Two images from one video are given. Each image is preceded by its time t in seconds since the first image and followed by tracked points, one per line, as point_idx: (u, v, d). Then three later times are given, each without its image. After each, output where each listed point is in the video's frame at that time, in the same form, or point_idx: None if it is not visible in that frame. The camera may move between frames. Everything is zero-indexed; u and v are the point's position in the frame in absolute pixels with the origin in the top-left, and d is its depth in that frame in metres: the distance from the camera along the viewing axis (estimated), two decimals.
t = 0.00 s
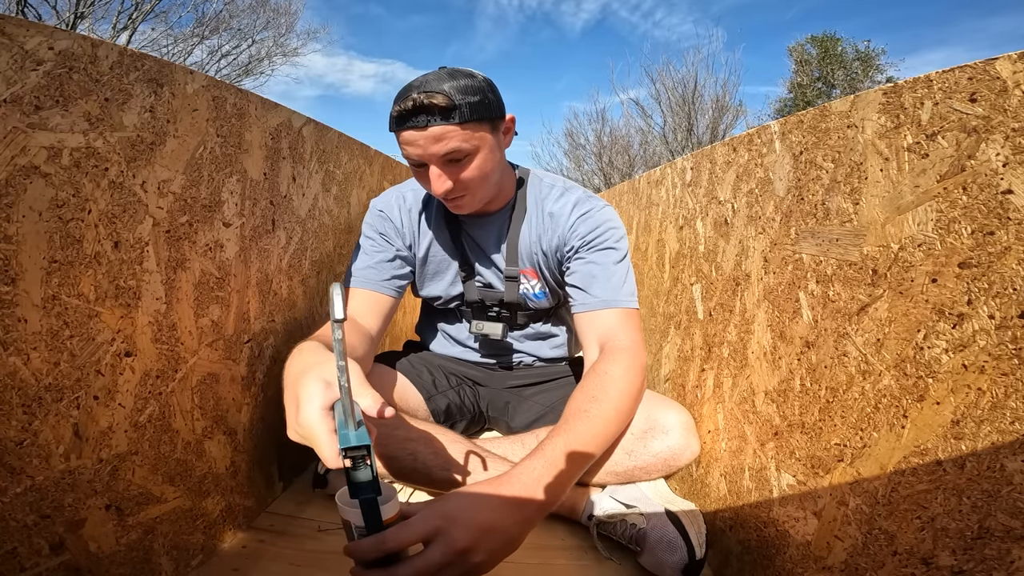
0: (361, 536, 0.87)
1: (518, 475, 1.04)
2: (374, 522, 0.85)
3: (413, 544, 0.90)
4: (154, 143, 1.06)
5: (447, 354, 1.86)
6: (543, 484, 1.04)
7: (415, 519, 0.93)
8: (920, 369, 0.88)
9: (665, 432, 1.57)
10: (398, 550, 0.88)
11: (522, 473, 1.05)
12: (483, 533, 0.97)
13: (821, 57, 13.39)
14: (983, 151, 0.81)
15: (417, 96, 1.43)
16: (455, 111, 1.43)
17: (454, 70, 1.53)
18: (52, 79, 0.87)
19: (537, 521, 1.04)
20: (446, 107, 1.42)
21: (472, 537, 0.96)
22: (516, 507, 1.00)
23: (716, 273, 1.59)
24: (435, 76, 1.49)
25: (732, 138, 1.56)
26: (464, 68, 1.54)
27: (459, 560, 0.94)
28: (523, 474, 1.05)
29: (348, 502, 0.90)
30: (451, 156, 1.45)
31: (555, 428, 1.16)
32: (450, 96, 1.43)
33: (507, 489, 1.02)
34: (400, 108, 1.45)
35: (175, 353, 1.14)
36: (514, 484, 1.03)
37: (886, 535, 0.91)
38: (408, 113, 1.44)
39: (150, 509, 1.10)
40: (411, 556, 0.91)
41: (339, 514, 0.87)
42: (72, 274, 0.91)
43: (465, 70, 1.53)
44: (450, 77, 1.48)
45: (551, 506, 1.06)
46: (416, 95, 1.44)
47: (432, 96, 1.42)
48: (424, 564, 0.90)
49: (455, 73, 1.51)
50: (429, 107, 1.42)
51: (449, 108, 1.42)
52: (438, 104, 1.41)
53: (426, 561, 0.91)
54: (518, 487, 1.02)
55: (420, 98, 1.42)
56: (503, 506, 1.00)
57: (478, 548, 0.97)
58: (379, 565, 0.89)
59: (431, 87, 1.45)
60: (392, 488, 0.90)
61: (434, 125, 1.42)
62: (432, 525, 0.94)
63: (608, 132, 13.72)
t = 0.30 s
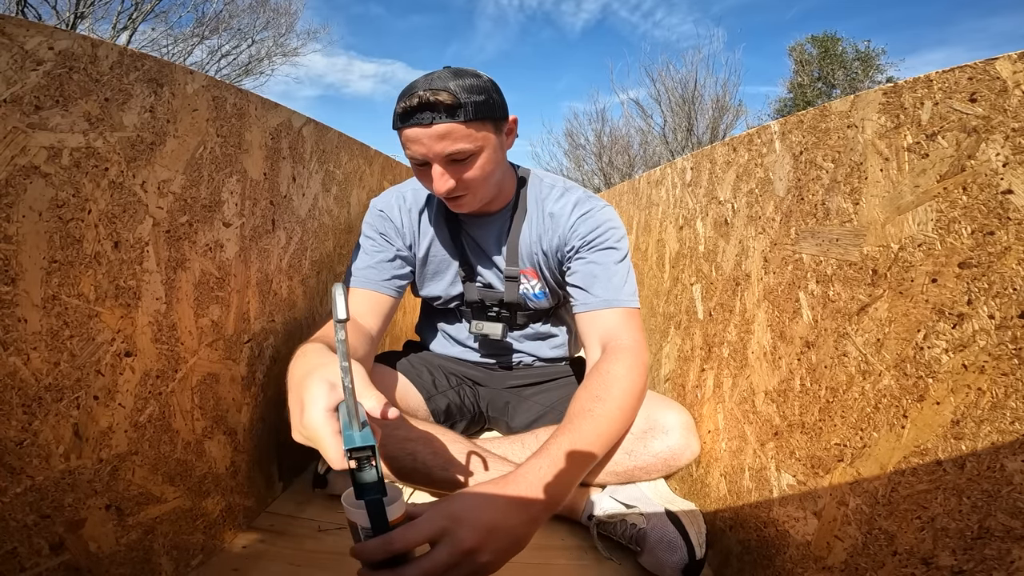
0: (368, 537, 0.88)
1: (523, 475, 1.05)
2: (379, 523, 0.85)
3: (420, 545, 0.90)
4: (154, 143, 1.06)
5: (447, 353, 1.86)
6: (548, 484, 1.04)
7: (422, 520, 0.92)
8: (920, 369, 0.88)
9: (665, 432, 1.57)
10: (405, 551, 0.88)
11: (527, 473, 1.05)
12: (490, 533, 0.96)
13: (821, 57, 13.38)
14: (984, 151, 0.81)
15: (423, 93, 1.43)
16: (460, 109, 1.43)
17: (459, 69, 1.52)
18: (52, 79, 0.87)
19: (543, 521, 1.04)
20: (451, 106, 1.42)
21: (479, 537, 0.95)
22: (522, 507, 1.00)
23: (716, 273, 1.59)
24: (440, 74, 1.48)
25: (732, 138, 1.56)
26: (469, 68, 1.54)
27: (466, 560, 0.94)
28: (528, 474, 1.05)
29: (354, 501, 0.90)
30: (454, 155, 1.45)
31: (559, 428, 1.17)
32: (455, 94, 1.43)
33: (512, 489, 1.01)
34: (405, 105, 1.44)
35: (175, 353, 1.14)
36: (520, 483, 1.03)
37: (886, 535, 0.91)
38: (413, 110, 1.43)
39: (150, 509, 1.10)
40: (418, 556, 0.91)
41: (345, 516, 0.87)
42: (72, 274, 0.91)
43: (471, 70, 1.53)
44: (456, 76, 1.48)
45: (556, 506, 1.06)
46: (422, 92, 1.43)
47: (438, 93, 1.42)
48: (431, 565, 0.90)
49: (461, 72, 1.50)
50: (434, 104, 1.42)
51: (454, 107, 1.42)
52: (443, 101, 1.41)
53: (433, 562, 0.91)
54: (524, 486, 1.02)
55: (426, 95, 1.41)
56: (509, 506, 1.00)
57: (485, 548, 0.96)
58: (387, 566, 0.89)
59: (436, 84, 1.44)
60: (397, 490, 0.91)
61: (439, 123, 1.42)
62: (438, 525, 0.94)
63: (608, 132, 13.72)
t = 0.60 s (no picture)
0: (379, 539, 0.88)
1: (530, 475, 1.04)
2: (391, 523, 0.86)
3: (432, 546, 0.90)
4: (154, 143, 1.06)
5: (447, 353, 1.86)
6: (556, 483, 1.04)
7: (432, 521, 0.92)
8: (920, 369, 0.88)
9: (665, 432, 1.57)
10: (416, 551, 0.87)
11: (533, 473, 1.05)
12: (499, 532, 0.96)
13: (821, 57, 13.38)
14: (983, 151, 0.81)
15: (426, 93, 1.43)
16: (463, 109, 1.43)
17: (461, 69, 1.53)
18: (52, 79, 0.87)
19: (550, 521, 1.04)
20: (455, 105, 1.42)
21: (489, 536, 0.95)
22: (530, 506, 1.00)
23: (716, 273, 1.59)
24: (442, 75, 1.48)
25: (732, 138, 1.56)
26: (471, 68, 1.54)
27: (476, 560, 0.94)
28: (535, 473, 1.05)
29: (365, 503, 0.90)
30: (457, 155, 1.45)
31: (564, 428, 1.17)
32: (458, 94, 1.43)
33: (520, 489, 1.01)
34: (408, 104, 1.44)
35: (174, 353, 1.14)
36: (527, 483, 1.02)
37: (886, 535, 0.91)
38: (415, 110, 1.43)
39: (150, 509, 1.10)
40: (430, 557, 0.91)
41: (357, 516, 0.88)
42: (72, 274, 0.91)
43: (473, 70, 1.54)
44: (458, 75, 1.48)
45: (563, 506, 1.05)
46: (424, 92, 1.43)
47: (441, 93, 1.42)
48: (443, 565, 0.90)
49: (463, 72, 1.51)
50: (437, 104, 1.42)
51: (457, 106, 1.42)
52: (446, 101, 1.41)
53: (443, 562, 0.90)
54: (531, 486, 1.02)
55: (429, 95, 1.41)
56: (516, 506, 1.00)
57: (495, 548, 0.96)
58: (398, 566, 0.89)
59: (439, 84, 1.44)
60: (408, 491, 0.92)
61: (442, 123, 1.42)
62: (449, 525, 0.94)
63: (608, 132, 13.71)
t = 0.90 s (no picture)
0: (367, 536, 0.87)
1: (523, 475, 1.04)
2: (380, 522, 0.85)
3: (421, 544, 0.90)
4: (154, 143, 1.06)
5: (448, 353, 1.86)
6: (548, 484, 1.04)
7: (422, 519, 0.92)
8: (920, 369, 0.88)
9: (665, 432, 1.57)
10: (405, 550, 0.88)
11: (526, 473, 1.04)
12: (490, 531, 0.96)
13: (821, 57, 13.38)
14: (983, 151, 0.81)
15: (428, 91, 1.43)
16: (465, 108, 1.43)
17: (463, 68, 1.53)
18: (52, 79, 0.87)
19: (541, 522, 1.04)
20: (457, 104, 1.42)
21: (480, 536, 0.95)
22: (522, 506, 1.00)
23: (716, 273, 1.59)
24: (444, 73, 1.48)
25: (732, 138, 1.56)
26: (473, 67, 1.54)
27: (466, 559, 0.94)
28: (528, 473, 1.05)
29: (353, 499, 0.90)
30: (459, 154, 1.45)
31: (558, 428, 1.17)
32: (460, 92, 1.43)
33: (512, 489, 1.01)
34: (411, 103, 1.44)
35: (175, 353, 1.14)
36: (519, 483, 1.02)
37: (886, 535, 0.91)
38: (417, 109, 1.43)
39: (150, 509, 1.10)
40: (418, 556, 0.91)
41: (346, 515, 0.86)
42: (72, 274, 0.91)
43: (475, 69, 1.54)
44: (460, 74, 1.48)
45: (555, 507, 1.05)
46: (426, 90, 1.43)
47: (443, 92, 1.42)
48: (431, 564, 0.90)
49: (465, 71, 1.51)
50: (439, 103, 1.42)
51: (459, 105, 1.42)
52: (448, 99, 1.41)
53: (432, 561, 0.90)
54: (524, 486, 1.02)
55: (431, 93, 1.41)
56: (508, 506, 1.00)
57: (486, 547, 0.96)
58: (386, 565, 0.89)
59: (441, 83, 1.44)
60: (397, 489, 0.91)
61: (444, 121, 1.42)
62: (439, 524, 0.94)
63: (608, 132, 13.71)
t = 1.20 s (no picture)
0: (365, 535, 0.87)
1: (519, 474, 1.04)
2: (378, 521, 0.85)
3: (417, 543, 0.89)
4: (154, 143, 1.06)
5: (448, 354, 1.86)
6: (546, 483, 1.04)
7: (418, 518, 0.92)
8: (920, 369, 0.88)
9: (665, 432, 1.57)
10: (402, 549, 0.87)
11: (522, 473, 1.04)
12: (486, 531, 0.96)
13: (821, 57, 13.39)
14: (984, 151, 0.81)
15: (401, 92, 1.46)
16: (436, 102, 1.43)
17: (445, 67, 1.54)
18: (52, 79, 0.87)
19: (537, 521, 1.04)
20: (427, 99, 1.42)
21: (476, 535, 0.95)
22: (520, 506, 1.00)
23: (716, 273, 1.59)
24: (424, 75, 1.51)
25: (732, 138, 1.56)
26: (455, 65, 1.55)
27: (462, 558, 0.94)
28: (524, 473, 1.04)
29: (351, 499, 0.90)
30: (437, 149, 1.45)
31: (555, 427, 1.16)
32: (433, 89, 1.44)
33: (509, 489, 1.01)
34: (387, 106, 1.48)
35: (175, 353, 1.14)
36: (516, 483, 1.02)
37: (886, 535, 0.91)
38: (394, 110, 1.46)
39: (150, 510, 1.10)
40: (415, 555, 0.91)
41: (343, 513, 0.86)
42: (72, 274, 0.91)
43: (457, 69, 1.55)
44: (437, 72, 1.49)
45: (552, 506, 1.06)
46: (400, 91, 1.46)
47: (414, 90, 1.44)
48: (429, 563, 0.90)
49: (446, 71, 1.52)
50: (411, 101, 1.43)
51: (429, 100, 1.43)
52: (418, 96, 1.42)
53: (429, 560, 0.90)
54: (521, 486, 1.02)
55: (400, 93, 1.44)
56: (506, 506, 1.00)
57: (482, 546, 0.96)
58: (383, 564, 0.89)
59: (415, 82, 1.46)
60: (394, 488, 0.91)
61: (418, 118, 1.43)
62: (435, 523, 0.94)
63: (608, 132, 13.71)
